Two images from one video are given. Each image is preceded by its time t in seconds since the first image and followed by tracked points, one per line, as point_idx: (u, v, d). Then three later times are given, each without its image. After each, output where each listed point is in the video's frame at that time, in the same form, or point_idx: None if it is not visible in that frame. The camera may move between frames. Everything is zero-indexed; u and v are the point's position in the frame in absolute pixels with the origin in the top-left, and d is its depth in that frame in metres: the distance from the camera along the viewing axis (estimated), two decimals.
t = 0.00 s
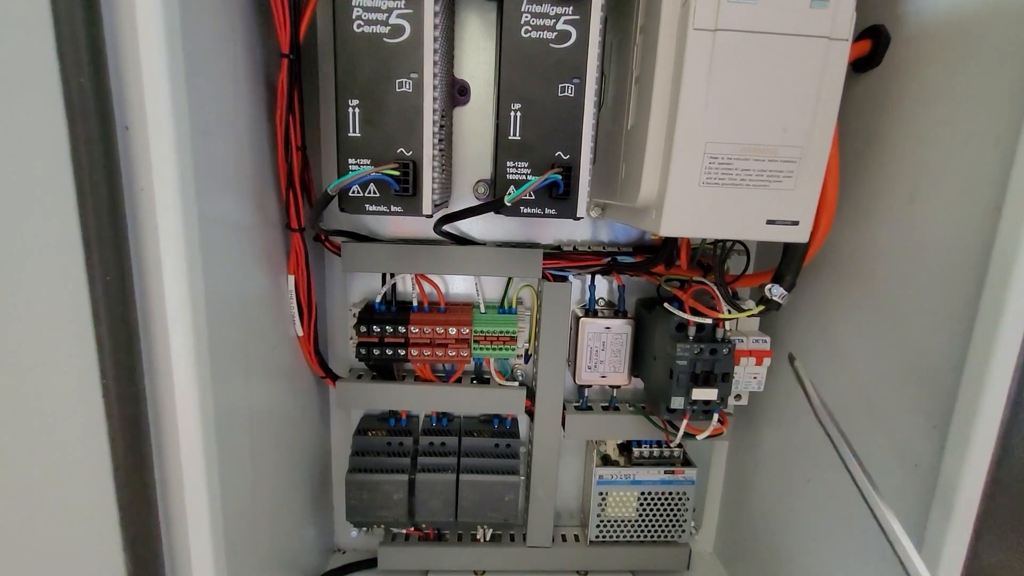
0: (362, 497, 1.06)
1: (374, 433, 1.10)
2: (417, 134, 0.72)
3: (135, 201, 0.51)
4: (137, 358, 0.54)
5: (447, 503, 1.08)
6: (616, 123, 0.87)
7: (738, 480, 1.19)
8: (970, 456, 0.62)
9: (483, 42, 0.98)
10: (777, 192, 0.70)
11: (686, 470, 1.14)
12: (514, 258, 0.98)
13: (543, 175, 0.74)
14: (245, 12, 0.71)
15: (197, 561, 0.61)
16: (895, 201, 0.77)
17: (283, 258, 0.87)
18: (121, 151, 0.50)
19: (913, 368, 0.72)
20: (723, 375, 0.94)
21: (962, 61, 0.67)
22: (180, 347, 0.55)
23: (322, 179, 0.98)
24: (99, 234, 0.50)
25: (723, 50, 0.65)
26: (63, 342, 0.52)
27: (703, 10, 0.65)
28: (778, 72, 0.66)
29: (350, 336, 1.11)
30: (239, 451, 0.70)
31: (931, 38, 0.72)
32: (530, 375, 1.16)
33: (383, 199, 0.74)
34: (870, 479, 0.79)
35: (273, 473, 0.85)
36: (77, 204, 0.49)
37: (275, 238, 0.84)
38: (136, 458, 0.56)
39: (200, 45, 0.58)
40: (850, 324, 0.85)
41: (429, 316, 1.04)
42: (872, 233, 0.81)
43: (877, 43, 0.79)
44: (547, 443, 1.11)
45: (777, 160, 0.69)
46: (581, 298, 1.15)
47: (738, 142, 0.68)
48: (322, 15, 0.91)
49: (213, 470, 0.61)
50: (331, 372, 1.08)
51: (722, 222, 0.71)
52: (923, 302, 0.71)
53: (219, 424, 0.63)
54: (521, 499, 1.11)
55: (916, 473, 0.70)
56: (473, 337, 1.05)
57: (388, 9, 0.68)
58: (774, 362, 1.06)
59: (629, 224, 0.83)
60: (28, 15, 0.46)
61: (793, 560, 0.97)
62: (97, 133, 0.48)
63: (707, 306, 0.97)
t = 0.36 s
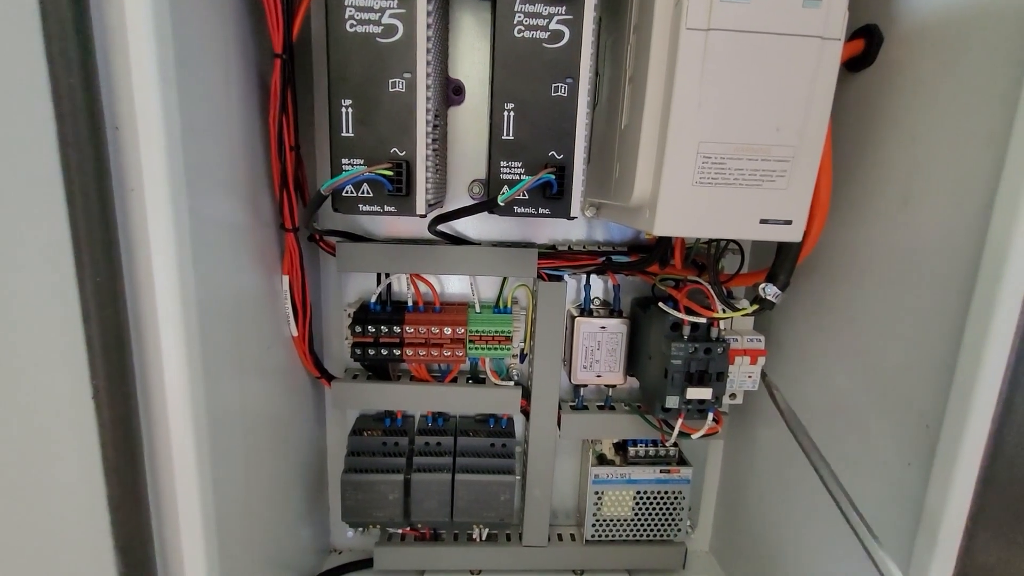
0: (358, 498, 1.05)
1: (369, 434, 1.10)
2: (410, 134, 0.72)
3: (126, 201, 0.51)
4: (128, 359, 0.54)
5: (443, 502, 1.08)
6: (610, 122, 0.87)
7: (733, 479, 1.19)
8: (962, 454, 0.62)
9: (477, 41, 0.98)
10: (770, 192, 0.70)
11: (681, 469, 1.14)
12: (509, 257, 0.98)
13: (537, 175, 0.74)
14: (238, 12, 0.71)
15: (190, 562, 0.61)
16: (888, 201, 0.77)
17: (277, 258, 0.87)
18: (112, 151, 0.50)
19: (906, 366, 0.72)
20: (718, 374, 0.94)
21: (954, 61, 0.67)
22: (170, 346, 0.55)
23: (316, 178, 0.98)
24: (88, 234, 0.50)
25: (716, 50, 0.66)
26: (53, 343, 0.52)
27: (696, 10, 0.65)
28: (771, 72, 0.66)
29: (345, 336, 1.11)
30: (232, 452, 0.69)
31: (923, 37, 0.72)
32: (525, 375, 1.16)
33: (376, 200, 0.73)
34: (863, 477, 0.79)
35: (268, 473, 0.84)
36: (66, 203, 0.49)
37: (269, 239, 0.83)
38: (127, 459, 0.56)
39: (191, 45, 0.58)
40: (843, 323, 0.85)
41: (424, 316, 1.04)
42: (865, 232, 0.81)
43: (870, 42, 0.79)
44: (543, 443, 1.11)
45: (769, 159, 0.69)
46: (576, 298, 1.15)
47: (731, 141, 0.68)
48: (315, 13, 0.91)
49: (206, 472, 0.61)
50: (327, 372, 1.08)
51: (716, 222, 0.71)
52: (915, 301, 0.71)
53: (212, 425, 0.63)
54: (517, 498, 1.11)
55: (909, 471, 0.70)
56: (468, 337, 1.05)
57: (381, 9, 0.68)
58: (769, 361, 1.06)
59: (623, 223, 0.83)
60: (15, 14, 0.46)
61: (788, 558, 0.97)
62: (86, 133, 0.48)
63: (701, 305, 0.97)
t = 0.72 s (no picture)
0: (355, 497, 1.05)
1: (366, 433, 1.10)
2: (405, 131, 0.71)
3: (119, 198, 0.51)
4: (122, 356, 0.54)
5: (440, 501, 1.08)
6: (606, 119, 0.87)
7: (731, 476, 1.19)
8: (957, 449, 0.62)
9: (473, 38, 0.98)
10: (765, 188, 0.70)
11: (679, 467, 1.14)
12: (505, 255, 0.98)
13: (532, 171, 0.74)
14: (231, 9, 0.71)
15: (184, 561, 0.60)
16: (883, 197, 0.77)
17: (273, 256, 0.87)
18: (103, 148, 0.50)
19: (901, 362, 0.72)
20: (714, 371, 0.94)
21: (948, 56, 0.67)
22: (165, 346, 0.55)
23: (312, 177, 0.97)
24: (81, 232, 0.50)
25: (711, 46, 0.65)
26: (46, 341, 0.52)
27: (690, 6, 0.64)
28: (765, 68, 0.66)
29: (342, 334, 1.11)
30: (228, 450, 0.69)
31: (918, 33, 0.72)
32: (523, 373, 1.16)
33: (371, 197, 0.73)
34: (859, 473, 0.79)
35: (264, 472, 0.84)
36: (58, 201, 0.49)
37: (264, 237, 0.83)
38: (122, 457, 0.56)
39: (183, 42, 0.57)
40: (839, 319, 0.85)
41: (421, 314, 1.04)
42: (861, 228, 0.81)
43: (865, 39, 0.79)
44: (540, 441, 1.11)
45: (765, 155, 0.69)
46: (573, 295, 1.14)
47: (727, 137, 0.68)
48: (310, 11, 0.91)
49: (200, 470, 0.61)
50: (323, 371, 1.07)
51: (712, 218, 0.71)
52: (911, 297, 0.71)
53: (206, 423, 0.62)
54: (514, 496, 1.11)
55: (905, 467, 0.70)
56: (465, 336, 1.05)
57: (375, 6, 0.68)
58: (766, 358, 1.06)
59: (619, 220, 0.83)
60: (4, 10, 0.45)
61: (786, 554, 0.97)
62: (77, 129, 0.48)
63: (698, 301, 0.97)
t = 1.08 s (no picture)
0: (357, 495, 1.05)
1: (368, 432, 1.10)
2: (406, 130, 0.71)
3: (121, 196, 0.51)
4: (125, 356, 0.54)
5: (441, 500, 1.08)
6: (607, 118, 0.87)
7: (732, 474, 1.19)
8: (959, 446, 0.62)
9: (474, 37, 0.98)
10: (767, 186, 0.71)
11: (680, 465, 1.14)
12: (506, 254, 0.98)
13: (533, 170, 0.74)
14: (232, 8, 0.71)
15: (188, 559, 0.60)
16: (884, 194, 0.77)
17: (274, 255, 0.87)
18: (106, 146, 0.50)
19: (903, 359, 0.72)
20: (716, 369, 0.94)
21: (949, 53, 0.67)
22: (167, 345, 0.55)
23: (313, 176, 0.97)
24: (84, 231, 0.50)
25: (713, 44, 0.65)
26: (49, 341, 0.52)
27: (692, 4, 0.65)
28: (766, 66, 0.66)
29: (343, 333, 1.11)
30: (230, 449, 0.69)
31: (919, 31, 0.72)
32: (524, 372, 1.16)
33: (373, 195, 0.73)
34: (861, 470, 0.79)
35: (266, 471, 0.84)
36: (61, 200, 0.49)
37: (266, 236, 0.83)
38: (125, 456, 0.56)
39: (185, 40, 0.57)
40: (840, 317, 0.85)
41: (422, 313, 1.04)
42: (863, 226, 0.81)
43: (866, 37, 0.80)
44: (541, 439, 1.11)
45: (766, 153, 0.69)
46: (574, 294, 1.15)
47: (728, 135, 0.68)
48: (311, 10, 0.91)
49: (203, 468, 0.61)
50: (324, 370, 1.07)
51: (713, 215, 0.71)
52: (912, 295, 0.71)
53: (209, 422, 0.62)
54: (515, 495, 1.11)
55: (907, 464, 0.70)
56: (466, 334, 1.05)
57: (377, 4, 0.68)
58: (766, 356, 1.06)
59: (621, 218, 0.83)
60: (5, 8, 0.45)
61: (787, 552, 0.98)
62: (80, 128, 0.48)
63: (699, 300, 0.97)
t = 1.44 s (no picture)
0: (359, 495, 1.05)
1: (370, 431, 1.10)
2: (411, 128, 0.71)
3: (125, 194, 0.51)
4: (129, 354, 0.54)
5: (444, 499, 1.07)
6: (610, 117, 0.87)
7: (735, 473, 1.19)
8: (966, 445, 0.62)
9: (477, 35, 0.97)
10: (773, 184, 0.70)
11: (683, 464, 1.14)
12: (510, 253, 0.98)
13: (538, 168, 0.74)
14: (236, 6, 0.71)
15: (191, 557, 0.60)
16: (890, 193, 0.77)
17: (277, 254, 0.86)
18: (110, 144, 0.49)
19: (909, 358, 0.72)
20: (720, 368, 0.94)
21: (956, 51, 0.67)
22: (171, 345, 0.55)
23: (315, 174, 0.97)
24: (88, 229, 0.49)
25: (719, 42, 0.65)
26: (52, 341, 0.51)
27: (698, 2, 0.64)
28: (773, 64, 0.66)
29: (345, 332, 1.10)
30: (233, 448, 0.69)
31: (925, 29, 0.72)
32: (527, 371, 1.15)
33: (378, 194, 0.73)
34: (866, 469, 0.79)
35: (269, 470, 0.84)
36: (65, 197, 0.48)
37: (269, 234, 0.83)
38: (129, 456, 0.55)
39: (190, 37, 0.57)
40: (846, 316, 0.85)
41: (425, 312, 1.04)
42: (868, 224, 0.80)
43: (871, 35, 0.79)
44: (544, 439, 1.11)
45: (772, 151, 0.69)
46: (577, 293, 1.14)
47: (734, 133, 0.68)
48: (313, 7, 0.90)
49: (207, 467, 0.60)
50: (327, 369, 1.07)
51: (719, 214, 0.71)
52: (918, 293, 0.71)
53: (213, 421, 0.62)
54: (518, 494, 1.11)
55: (913, 462, 0.70)
56: (469, 333, 1.04)
57: (381, 2, 0.68)
58: (770, 355, 1.06)
59: (625, 217, 0.83)
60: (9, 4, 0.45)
61: (790, 551, 0.97)
62: (84, 125, 0.48)
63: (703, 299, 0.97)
